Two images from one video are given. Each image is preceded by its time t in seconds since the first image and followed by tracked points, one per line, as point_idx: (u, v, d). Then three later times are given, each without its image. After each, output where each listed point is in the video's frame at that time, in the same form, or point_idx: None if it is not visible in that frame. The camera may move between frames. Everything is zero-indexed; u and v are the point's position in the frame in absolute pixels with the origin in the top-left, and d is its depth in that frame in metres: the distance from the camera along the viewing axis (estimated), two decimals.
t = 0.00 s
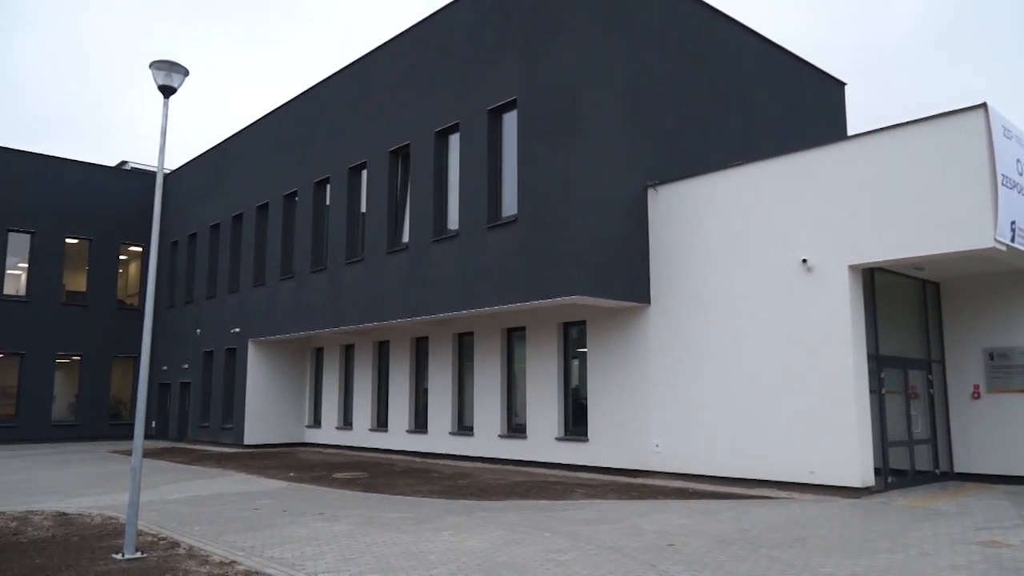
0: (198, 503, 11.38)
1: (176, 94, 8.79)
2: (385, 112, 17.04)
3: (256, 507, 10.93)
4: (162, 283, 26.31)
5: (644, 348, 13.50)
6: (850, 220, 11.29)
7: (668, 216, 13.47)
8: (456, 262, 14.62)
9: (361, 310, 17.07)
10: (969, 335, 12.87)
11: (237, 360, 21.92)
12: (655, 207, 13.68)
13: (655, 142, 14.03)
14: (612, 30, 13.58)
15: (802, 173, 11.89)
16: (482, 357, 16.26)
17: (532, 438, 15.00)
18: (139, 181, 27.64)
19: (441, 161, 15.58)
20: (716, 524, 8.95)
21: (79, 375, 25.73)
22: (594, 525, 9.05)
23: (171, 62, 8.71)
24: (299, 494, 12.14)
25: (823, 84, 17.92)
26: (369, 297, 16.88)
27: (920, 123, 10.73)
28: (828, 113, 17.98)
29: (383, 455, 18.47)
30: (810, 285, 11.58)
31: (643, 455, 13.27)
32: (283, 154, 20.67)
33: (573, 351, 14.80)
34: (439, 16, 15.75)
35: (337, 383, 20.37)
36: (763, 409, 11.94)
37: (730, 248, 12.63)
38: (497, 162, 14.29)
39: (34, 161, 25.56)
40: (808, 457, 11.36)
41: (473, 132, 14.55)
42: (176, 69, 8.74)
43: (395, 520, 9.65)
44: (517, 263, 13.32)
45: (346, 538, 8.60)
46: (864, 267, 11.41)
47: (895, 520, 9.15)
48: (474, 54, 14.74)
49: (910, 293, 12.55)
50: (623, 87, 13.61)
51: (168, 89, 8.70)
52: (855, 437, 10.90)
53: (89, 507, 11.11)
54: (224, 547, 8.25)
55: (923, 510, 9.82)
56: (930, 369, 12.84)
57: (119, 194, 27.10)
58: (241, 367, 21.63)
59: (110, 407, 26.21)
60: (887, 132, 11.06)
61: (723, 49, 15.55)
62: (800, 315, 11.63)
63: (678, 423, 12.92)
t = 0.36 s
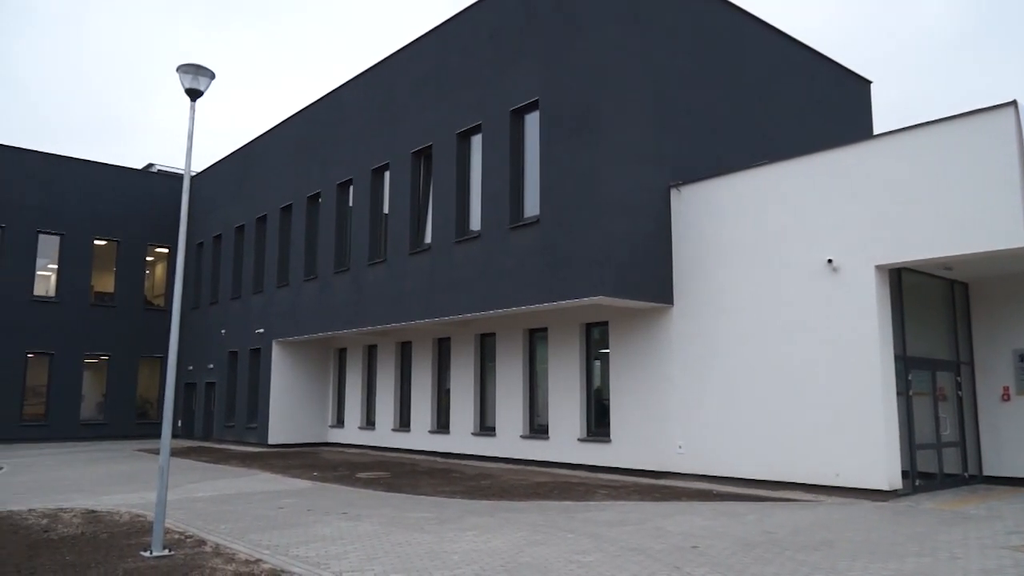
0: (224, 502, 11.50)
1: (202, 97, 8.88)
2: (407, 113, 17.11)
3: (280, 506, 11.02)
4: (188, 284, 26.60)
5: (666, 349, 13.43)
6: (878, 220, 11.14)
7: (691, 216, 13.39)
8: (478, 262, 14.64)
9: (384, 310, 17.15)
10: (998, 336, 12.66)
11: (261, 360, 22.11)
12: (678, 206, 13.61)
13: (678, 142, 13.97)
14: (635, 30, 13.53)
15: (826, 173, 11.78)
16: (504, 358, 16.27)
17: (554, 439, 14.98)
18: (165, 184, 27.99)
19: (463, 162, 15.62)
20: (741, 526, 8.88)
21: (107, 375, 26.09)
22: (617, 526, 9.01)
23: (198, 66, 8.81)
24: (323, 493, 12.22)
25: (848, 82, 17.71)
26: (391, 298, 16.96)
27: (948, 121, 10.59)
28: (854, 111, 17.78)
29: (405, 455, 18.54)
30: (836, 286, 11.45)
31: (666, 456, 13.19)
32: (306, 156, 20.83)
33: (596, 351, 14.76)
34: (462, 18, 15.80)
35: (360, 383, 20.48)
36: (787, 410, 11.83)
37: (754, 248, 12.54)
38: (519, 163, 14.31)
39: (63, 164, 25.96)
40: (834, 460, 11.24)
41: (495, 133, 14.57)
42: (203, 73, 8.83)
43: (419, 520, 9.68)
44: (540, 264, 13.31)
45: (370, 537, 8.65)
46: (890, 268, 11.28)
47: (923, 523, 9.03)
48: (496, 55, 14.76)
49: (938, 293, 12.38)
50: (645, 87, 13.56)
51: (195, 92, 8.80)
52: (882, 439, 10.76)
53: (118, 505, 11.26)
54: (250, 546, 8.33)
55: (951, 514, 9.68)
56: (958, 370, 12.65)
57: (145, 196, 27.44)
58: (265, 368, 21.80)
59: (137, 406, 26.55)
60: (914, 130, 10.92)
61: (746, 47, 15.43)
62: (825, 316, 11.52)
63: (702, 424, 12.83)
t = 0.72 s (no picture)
0: (242, 506, 11.57)
1: (220, 104, 8.96)
2: (422, 118, 17.16)
3: (298, 510, 11.07)
4: (205, 290, 26.80)
5: (683, 351, 13.37)
6: (895, 221, 11.05)
7: (707, 217, 13.34)
8: (493, 266, 14.66)
9: (400, 315, 17.20)
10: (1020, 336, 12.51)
11: (278, 365, 22.22)
12: (694, 208, 13.56)
13: (693, 144, 13.92)
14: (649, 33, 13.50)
15: (844, 174, 11.70)
16: (520, 361, 16.27)
17: (571, 443, 14.95)
18: (182, 190, 28.22)
19: (478, 166, 15.66)
20: (760, 530, 8.83)
21: (126, 380, 26.33)
22: (635, 530, 9.00)
23: (215, 74, 8.88)
24: (341, 498, 12.26)
25: (864, 82, 17.59)
26: (407, 303, 17.02)
27: (966, 120, 10.50)
28: (871, 112, 17.66)
29: (422, 459, 18.56)
30: (854, 288, 11.38)
31: (683, 460, 13.14)
32: (322, 162, 20.94)
33: (612, 355, 14.73)
34: (476, 22, 15.84)
35: (377, 388, 20.55)
36: (805, 413, 11.76)
37: (770, 250, 12.48)
38: (534, 167, 14.33)
39: (82, 172, 26.24)
40: (853, 463, 11.16)
41: (509, 137, 14.59)
42: (220, 80, 8.90)
43: (436, 524, 9.69)
44: (555, 268, 13.31)
45: (388, 541, 8.68)
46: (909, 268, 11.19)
47: (945, 527, 8.93)
48: (510, 59, 14.78)
49: (958, 294, 12.26)
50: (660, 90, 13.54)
51: (212, 100, 8.87)
52: (901, 442, 10.67)
53: (138, 509, 11.36)
54: (269, 550, 8.38)
55: (974, 517, 9.57)
56: (979, 372, 12.52)
57: (163, 203, 27.67)
58: (282, 373, 21.89)
59: (156, 411, 26.77)
60: (931, 129, 10.82)
61: (761, 48, 15.37)
62: (843, 317, 11.44)
63: (719, 428, 12.77)
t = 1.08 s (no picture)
0: (270, 507, 11.69)
1: (250, 109, 9.07)
2: (448, 121, 17.27)
3: (325, 511, 11.17)
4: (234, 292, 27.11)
5: (710, 356, 13.28)
6: (927, 225, 10.89)
7: (734, 221, 13.25)
8: (519, 269, 14.68)
9: (426, 318, 17.27)
10: None
11: (305, 367, 22.39)
12: (721, 212, 13.48)
13: (721, 147, 13.84)
14: (676, 35, 13.45)
15: (874, 177, 11.56)
16: (545, 366, 16.26)
17: (596, 447, 14.91)
18: (212, 194, 28.59)
19: (504, 170, 15.71)
20: (788, 537, 8.74)
21: (156, 381, 26.71)
22: (662, 535, 8.95)
23: (245, 79, 9.00)
24: (367, 499, 12.35)
25: (895, 84, 17.38)
26: (433, 306, 17.09)
27: (1000, 123, 10.34)
28: (902, 114, 17.44)
29: (448, 462, 18.61)
30: (884, 292, 11.24)
31: (710, 465, 13.05)
32: (348, 165, 21.12)
33: (637, 359, 14.68)
34: (502, 26, 15.90)
35: (402, 390, 20.65)
36: (834, 419, 11.63)
37: (799, 254, 12.36)
38: (560, 170, 14.34)
39: (115, 176, 26.69)
40: (884, 470, 11.00)
41: (535, 141, 14.63)
42: (251, 85, 9.02)
43: (462, 527, 9.72)
44: (581, 272, 13.30)
45: (414, 543, 8.72)
46: (942, 273, 11.02)
47: (979, 536, 8.78)
48: (537, 64, 14.81)
49: (992, 299, 12.06)
50: (687, 93, 13.48)
51: (243, 105, 8.99)
52: (934, 449, 10.51)
53: (169, 509, 11.52)
54: (297, 550, 8.45)
55: (1008, 527, 9.39)
56: (1013, 379, 12.30)
57: (193, 206, 28.05)
58: (309, 375, 22.07)
59: (185, 411, 27.13)
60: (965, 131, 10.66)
61: (790, 50, 15.24)
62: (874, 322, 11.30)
63: (747, 433, 12.66)
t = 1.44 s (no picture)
0: (302, 503, 11.82)
1: (277, 110, 9.17)
2: (473, 119, 17.30)
3: (356, 508, 11.26)
4: (263, 292, 27.42)
5: (740, 351, 13.17)
6: (963, 217, 10.69)
7: (764, 216, 13.11)
8: (546, 266, 14.67)
9: (453, 316, 17.32)
10: None
11: (334, 365, 22.57)
12: (750, 206, 13.35)
13: (749, 141, 13.70)
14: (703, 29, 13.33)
15: (907, 170, 11.36)
16: (572, 362, 16.26)
17: (624, 444, 14.88)
18: (241, 194, 28.93)
19: (530, 167, 15.71)
20: (822, 534, 8.63)
21: (189, 380, 27.13)
22: (692, 532, 8.90)
23: (273, 80, 9.09)
24: (397, 496, 12.43)
25: (928, 74, 17.08)
26: (460, 303, 17.14)
27: None
28: (934, 105, 17.14)
29: (476, 459, 18.68)
30: (919, 286, 11.05)
31: (740, 462, 12.94)
32: (375, 164, 21.25)
33: (665, 355, 14.62)
34: (526, 23, 15.89)
35: (431, 387, 20.76)
36: (869, 415, 11.47)
37: (830, 249, 12.19)
38: (586, 167, 14.31)
39: (146, 178, 27.12)
40: (920, 467, 10.83)
41: (561, 137, 14.61)
42: (278, 86, 9.11)
43: (492, 523, 9.75)
44: (609, 268, 13.26)
45: (444, 540, 8.76)
46: (978, 266, 10.81)
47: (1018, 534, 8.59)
48: (562, 60, 14.79)
49: None
50: (714, 86, 13.35)
51: (271, 105, 9.08)
52: (971, 445, 10.32)
53: (203, 505, 11.70)
54: (328, 546, 8.54)
55: None
56: None
57: (223, 207, 28.41)
58: (338, 373, 22.25)
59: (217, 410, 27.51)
60: (1001, 121, 10.44)
61: (818, 42, 15.04)
62: (908, 317, 11.12)
63: (779, 430, 12.53)
